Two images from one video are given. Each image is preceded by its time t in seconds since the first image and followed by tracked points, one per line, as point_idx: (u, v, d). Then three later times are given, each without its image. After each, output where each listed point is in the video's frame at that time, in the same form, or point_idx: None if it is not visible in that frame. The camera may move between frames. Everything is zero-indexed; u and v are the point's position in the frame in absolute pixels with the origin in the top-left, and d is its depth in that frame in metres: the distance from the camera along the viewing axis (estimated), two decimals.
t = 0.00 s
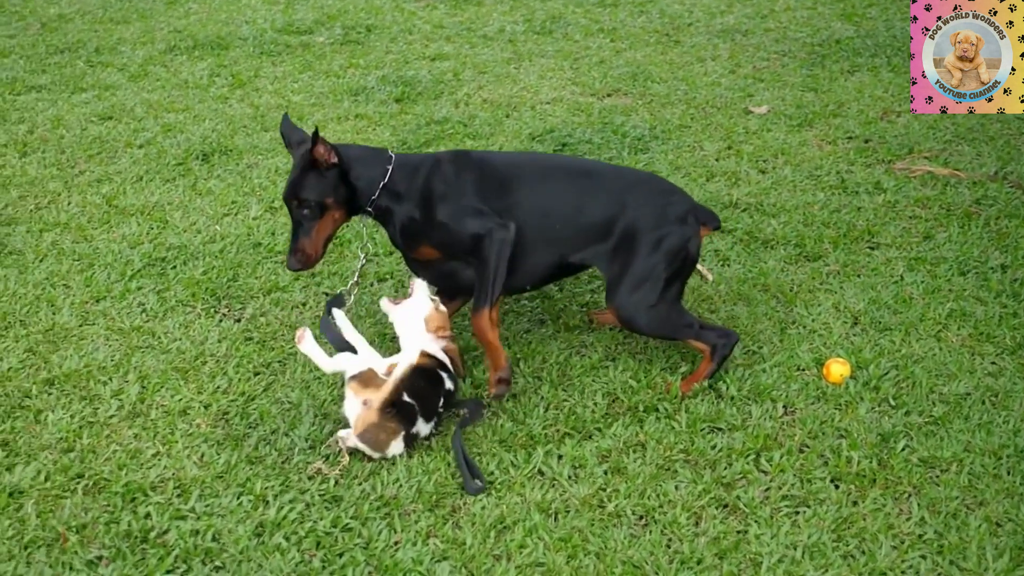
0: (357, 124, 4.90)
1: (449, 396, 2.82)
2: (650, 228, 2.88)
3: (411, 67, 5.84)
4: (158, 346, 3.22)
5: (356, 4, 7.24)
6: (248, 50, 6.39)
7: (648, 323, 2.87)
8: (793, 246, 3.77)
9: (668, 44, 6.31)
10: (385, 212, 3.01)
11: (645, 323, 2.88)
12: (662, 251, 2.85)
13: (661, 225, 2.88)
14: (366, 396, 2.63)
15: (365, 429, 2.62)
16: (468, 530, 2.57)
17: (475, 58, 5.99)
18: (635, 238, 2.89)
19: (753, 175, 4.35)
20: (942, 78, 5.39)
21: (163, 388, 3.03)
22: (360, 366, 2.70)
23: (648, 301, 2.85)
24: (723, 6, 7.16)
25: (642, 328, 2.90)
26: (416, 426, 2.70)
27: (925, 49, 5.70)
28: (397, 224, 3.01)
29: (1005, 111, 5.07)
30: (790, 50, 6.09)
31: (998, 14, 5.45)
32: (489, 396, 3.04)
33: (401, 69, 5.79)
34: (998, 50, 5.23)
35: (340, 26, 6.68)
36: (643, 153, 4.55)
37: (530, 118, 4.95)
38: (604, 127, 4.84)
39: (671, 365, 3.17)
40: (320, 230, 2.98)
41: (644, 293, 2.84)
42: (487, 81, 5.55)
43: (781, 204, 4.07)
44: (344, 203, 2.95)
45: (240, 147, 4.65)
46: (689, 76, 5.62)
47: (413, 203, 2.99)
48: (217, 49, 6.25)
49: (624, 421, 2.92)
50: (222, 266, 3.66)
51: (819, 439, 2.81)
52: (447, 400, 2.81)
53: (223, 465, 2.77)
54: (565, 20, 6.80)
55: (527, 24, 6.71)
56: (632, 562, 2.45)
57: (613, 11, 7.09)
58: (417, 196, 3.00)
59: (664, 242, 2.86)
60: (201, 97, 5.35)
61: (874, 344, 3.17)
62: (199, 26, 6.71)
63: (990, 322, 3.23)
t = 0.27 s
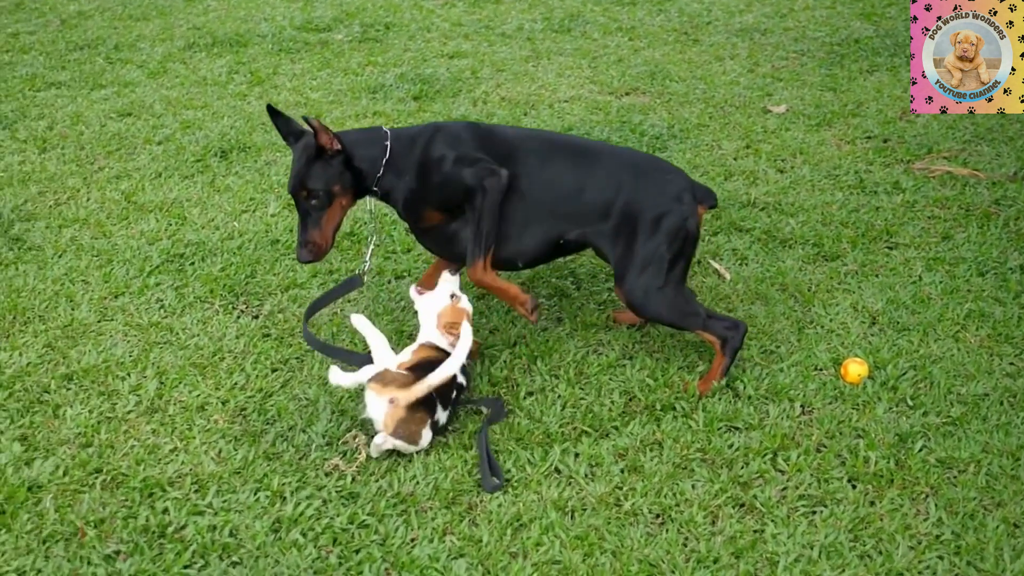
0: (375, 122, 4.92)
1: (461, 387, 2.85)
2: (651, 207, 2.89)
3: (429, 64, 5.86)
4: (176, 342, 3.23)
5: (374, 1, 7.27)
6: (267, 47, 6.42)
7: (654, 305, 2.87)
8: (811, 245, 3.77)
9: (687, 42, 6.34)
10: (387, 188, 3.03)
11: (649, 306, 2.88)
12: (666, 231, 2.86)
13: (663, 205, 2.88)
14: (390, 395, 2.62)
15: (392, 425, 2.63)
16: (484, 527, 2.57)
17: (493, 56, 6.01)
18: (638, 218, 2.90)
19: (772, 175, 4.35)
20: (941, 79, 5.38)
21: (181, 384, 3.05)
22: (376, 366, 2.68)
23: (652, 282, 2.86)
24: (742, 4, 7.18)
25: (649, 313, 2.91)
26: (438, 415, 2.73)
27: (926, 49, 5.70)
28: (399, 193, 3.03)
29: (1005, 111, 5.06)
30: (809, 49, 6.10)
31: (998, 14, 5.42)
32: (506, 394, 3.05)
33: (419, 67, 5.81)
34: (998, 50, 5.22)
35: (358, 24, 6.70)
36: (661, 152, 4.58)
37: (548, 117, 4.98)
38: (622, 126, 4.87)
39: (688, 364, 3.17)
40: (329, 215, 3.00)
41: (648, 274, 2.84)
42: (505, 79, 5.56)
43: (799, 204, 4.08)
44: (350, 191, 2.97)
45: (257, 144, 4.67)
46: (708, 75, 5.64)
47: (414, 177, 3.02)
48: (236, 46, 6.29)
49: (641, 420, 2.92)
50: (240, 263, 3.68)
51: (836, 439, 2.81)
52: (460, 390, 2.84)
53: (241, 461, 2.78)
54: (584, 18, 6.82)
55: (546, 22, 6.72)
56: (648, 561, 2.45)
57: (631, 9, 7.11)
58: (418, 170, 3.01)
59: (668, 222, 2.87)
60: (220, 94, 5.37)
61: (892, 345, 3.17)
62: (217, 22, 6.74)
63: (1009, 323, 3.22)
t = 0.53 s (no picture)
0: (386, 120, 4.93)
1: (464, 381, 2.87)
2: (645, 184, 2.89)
3: (440, 63, 5.88)
4: (186, 338, 3.24)
5: None
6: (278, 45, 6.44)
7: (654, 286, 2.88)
8: (822, 246, 3.77)
9: (698, 42, 6.37)
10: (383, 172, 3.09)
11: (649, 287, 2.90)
12: (661, 209, 2.86)
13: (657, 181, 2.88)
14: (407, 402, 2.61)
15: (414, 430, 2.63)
16: (493, 525, 2.58)
17: (505, 54, 6.01)
18: (631, 196, 2.90)
19: (783, 174, 4.37)
20: (942, 79, 5.38)
21: (191, 380, 3.05)
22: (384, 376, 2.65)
23: (651, 262, 2.87)
24: (753, 4, 7.20)
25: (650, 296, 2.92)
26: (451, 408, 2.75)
27: (925, 47, 5.66)
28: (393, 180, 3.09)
29: (1005, 111, 5.09)
30: (821, 49, 6.12)
31: (998, 14, 5.36)
32: (516, 392, 3.05)
33: (430, 65, 5.82)
34: (998, 50, 5.20)
35: (370, 22, 6.72)
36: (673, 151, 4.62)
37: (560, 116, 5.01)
38: (634, 125, 4.94)
39: (698, 363, 3.17)
40: (328, 209, 3.08)
41: (646, 255, 2.85)
42: (516, 78, 5.59)
43: (810, 204, 4.08)
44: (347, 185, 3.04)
45: (268, 141, 4.69)
46: (719, 75, 5.66)
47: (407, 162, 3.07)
48: (247, 43, 6.32)
49: (651, 419, 2.93)
50: (250, 260, 3.69)
51: (845, 439, 2.80)
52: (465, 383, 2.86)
53: (250, 458, 2.78)
54: (595, 17, 6.85)
55: (557, 21, 6.75)
56: (657, 559, 2.45)
57: (643, 8, 7.14)
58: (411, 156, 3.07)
59: (663, 199, 2.87)
60: (231, 91, 5.39)
61: (903, 345, 3.17)
62: (228, 19, 6.77)
63: (1020, 325, 3.22)
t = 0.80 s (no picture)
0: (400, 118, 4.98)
1: (467, 375, 2.86)
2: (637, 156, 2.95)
3: (452, 61, 5.92)
4: (198, 335, 3.25)
5: None
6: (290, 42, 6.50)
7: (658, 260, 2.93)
8: (834, 245, 3.78)
9: (710, 41, 6.44)
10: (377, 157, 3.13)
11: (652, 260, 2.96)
12: (655, 183, 2.92)
13: (648, 155, 2.94)
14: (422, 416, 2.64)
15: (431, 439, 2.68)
16: (504, 523, 2.57)
17: (516, 51, 6.10)
18: (625, 170, 2.97)
19: (795, 174, 4.40)
20: (942, 78, 5.40)
21: (203, 376, 3.06)
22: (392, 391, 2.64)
23: (653, 235, 2.93)
24: (765, 3, 7.27)
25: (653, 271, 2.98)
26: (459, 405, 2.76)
27: (925, 48, 5.64)
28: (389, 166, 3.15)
29: (1005, 111, 5.12)
30: (832, 49, 6.18)
31: (998, 14, 5.26)
32: (527, 390, 3.05)
33: (443, 63, 5.87)
34: (998, 50, 5.12)
35: (381, 19, 6.79)
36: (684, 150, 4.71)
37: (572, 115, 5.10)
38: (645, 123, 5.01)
39: (710, 362, 3.17)
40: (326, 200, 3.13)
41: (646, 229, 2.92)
42: (529, 77, 5.64)
43: (821, 203, 4.11)
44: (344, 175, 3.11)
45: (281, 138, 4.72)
46: (731, 74, 5.73)
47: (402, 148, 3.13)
48: (259, 41, 6.38)
49: (662, 417, 2.93)
50: (262, 257, 3.71)
51: (857, 438, 2.80)
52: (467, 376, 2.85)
53: (262, 454, 2.78)
54: (606, 17, 6.92)
55: (569, 19, 6.84)
56: (668, 558, 2.44)
57: (655, 7, 7.22)
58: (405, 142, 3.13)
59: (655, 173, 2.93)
60: (243, 88, 5.44)
61: (914, 345, 3.17)
62: (241, 16, 6.83)
63: None
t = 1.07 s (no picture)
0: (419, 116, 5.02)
1: (471, 365, 2.82)
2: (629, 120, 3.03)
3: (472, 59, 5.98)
4: (216, 330, 3.28)
5: None
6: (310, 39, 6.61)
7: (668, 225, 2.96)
8: (852, 245, 3.79)
9: (729, 40, 6.49)
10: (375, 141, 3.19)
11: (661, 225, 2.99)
12: (650, 153, 2.99)
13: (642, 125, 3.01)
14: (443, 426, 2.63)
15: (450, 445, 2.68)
16: (520, 520, 2.57)
17: (535, 49, 6.22)
18: (620, 140, 3.03)
19: (813, 173, 4.43)
20: (942, 78, 5.43)
21: (220, 372, 3.08)
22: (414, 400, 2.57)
23: (657, 202, 2.98)
24: (784, 3, 7.33)
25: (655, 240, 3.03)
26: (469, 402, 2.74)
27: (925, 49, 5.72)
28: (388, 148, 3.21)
29: (1005, 110, 5.09)
30: (852, 49, 6.22)
31: (998, 14, 5.41)
32: (544, 388, 3.06)
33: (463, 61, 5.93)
34: (998, 50, 5.20)
35: (401, 16, 6.89)
36: (702, 148, 4.76)
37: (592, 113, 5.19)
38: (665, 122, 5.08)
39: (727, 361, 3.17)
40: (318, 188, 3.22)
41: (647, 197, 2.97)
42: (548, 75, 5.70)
43: (840, 203, 4.13)
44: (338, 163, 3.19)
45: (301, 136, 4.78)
46: (750, 73, 5.79)
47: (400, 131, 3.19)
48: (279, 37, 6.47)
49: (679, 416, 2.93)
50: (280, 252, 3.78)
51: (874, 439, 2.80)
52: (472, 368, 2.81)
53: (279, 450, 2.79)
54: (626, 15, 7.02)
55: (588, 18, 6.94)
56: (683, 556, 2.44)
57: (675, 6, 7.30)
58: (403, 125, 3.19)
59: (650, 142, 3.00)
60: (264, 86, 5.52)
61: (932, 345, 3.17)
62: (261, 14, 6.94)
63: None
